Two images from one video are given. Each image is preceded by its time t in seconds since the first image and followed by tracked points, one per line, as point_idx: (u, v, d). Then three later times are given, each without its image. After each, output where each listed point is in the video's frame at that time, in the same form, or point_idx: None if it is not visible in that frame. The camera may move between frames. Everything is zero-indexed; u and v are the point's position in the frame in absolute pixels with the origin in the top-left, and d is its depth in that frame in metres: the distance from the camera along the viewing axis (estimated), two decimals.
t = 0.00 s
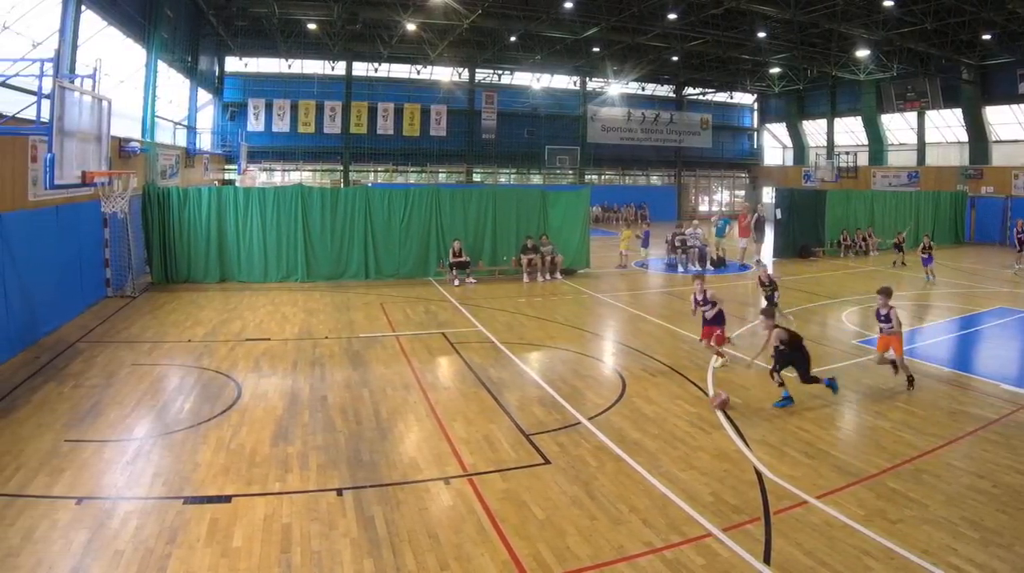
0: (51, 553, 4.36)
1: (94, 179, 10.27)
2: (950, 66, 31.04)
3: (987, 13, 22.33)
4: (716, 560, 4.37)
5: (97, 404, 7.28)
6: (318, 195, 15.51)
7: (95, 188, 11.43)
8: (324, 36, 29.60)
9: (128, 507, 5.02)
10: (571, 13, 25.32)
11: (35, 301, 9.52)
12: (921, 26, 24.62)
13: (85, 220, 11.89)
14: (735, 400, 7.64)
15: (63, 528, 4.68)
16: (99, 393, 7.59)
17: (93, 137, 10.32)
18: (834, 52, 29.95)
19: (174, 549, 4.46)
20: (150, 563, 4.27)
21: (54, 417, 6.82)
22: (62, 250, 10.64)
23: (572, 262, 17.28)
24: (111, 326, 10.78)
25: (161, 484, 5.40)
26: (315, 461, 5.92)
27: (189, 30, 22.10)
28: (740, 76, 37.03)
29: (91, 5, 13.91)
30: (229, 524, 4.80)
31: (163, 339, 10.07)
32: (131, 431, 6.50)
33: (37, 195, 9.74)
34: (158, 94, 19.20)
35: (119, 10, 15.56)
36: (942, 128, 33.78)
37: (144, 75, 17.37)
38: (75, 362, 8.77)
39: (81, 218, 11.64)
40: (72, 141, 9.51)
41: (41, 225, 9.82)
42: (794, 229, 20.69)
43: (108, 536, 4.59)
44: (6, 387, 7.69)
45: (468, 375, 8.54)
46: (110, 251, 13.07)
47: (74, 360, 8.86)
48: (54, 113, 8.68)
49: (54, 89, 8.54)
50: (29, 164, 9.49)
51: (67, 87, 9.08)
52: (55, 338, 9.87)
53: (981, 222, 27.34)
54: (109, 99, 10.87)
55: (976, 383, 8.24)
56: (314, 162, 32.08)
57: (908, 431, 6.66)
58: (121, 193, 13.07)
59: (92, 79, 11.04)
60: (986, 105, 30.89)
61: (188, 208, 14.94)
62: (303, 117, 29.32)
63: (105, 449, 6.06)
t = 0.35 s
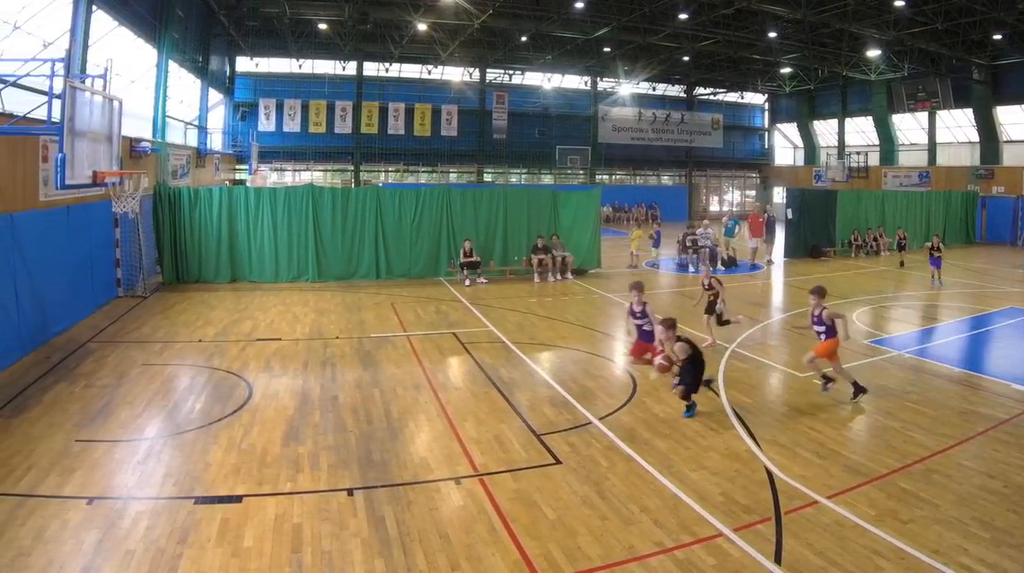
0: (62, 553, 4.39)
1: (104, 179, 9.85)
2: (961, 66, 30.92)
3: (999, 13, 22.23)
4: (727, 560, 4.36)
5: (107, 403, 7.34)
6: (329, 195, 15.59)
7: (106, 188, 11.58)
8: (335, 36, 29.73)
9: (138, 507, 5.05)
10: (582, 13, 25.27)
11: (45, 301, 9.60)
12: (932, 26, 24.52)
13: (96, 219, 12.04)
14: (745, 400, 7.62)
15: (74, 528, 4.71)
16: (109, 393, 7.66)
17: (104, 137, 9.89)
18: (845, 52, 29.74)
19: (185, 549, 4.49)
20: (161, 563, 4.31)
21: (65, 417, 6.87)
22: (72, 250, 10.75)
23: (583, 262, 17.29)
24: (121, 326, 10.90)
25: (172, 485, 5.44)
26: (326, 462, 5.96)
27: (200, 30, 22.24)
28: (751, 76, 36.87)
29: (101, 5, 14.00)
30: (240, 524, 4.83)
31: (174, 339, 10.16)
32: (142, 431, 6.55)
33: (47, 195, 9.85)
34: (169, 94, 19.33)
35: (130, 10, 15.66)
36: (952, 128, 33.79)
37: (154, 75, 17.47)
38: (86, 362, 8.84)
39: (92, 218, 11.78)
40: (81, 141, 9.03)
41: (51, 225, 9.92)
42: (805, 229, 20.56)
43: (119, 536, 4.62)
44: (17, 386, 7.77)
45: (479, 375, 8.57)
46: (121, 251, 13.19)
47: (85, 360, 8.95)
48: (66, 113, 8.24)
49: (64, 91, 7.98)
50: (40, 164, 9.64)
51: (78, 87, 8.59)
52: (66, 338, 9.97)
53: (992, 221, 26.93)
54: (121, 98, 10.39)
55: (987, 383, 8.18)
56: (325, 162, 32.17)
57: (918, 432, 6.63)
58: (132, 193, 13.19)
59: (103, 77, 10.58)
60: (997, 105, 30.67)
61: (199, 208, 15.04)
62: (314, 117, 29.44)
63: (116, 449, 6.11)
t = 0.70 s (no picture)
0: (73, 553, 4.44)
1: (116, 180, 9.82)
2: (973, 66, 30.84)
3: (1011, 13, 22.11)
4: (739, 560, 4.36)
5: (119, 404, 7.42)
6: (341, 195, 15.69)
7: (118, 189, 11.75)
8: (346, 37, 29.88)
9: (151, 506, 5.12)
10: (594, 13, 25.20)
11: (57, 301, 9.72)
12: (944, 26, 24.49)
13: (108, 220, 12.18)
14: (757, 399, 7.59)
15: (85, 528, 4.76)
16: (121, 393, 7.75)
17: (116, 137, 9.85)
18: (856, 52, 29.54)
19: (197, 549, 4.54)
20: (175, 563, 4.36)
21: (78, 417, 6.96)
22: (84, 250, 10.88)
23: (595, 262, 17.31)
24: (133, 327, 11.03)
25: (183, 485, 5.50)
26: (338, 462, 6.00)
27: (211, 30, 22.36)
28: (763, 75, 36.68)
29: (114, 5, 14.10)
30: (252, 524, 4.88)
31: (186, 339, 10.26)
32: (155, 431, 6.62)
33: (60, 194, 9.96)
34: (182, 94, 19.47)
35: (142, 11, 15.79)
36: (965, 128, 33.92)
37: (167, 74, 17.60)
38: (98, 362, 8.95)
39: (104, 218, 11.94)
40: (93, 141, 8.96)
41: (63, 225, 10.05)
42: (816, 230, 20.42)
43: (132, 536, 4.68)
44: (30, 386, 7.87)
45: (491, 375, 8.60)
46: (133, 251, 13.34)
47: (97, 360, 9.05)
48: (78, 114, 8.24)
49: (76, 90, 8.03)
50: (52, 163, 9.78)
51: (90, 87, 8.60)
52: (78, 338, 10.08)
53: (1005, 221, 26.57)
54: (132, 99, 10.32)
55: (1000, 383, 8.12)
56: (336, 163, 32.29)
57: (930, 432, 6.59)
58: (144, 193, 13.33)
59: (114, 78, 10.53)
60: (1009, 104, 30.51)
61: (211, 208, 15.15)
62: (325, 117, 29.55)
63: (129, 449, 6.18)
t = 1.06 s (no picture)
0: (84, 553, 4.48)
1: (127, 180, 9.72)
2: (985, 66, 30.70)
3: None
4: (750, 560, 4.36)
5: (130, 404, 7.49)
6: (352, 195, 15.75)
7: (129, 189, 11.87)
8: (358, 37, 30.01)
9: (162, 506, 5.16)
10: (605, 14, 25.21)
11: (68, 301, 9.83)
12: (955, 26, 24.37)
13: (119, 220, 12.30)
14: (768, 399, 7.58)
15: (96, 529, 4.80)
16: (133, 393, 7.82)
17: (126, 137, 9.78)
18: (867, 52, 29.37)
19: (208, 549, 4.58)
20: (185, 563, 4.40)
21: (89, 417, 7.03)
22: (95, 250, 10.98)
23: (606, 262, 17.36)
24: (144, 327, 11.15)
25: (194, 485, 5.55)
26: (349, 462, 6.05)
27: (223, 31, 22.49)
28: (774, 75, 36.50)
29: (125, 6, 14.18)
30: (263, 524, 4.92)
31: (197, 339, 10.35)
32: (166, 431, 6.69)
33: (70, 194, 10.07)
34: (193, 94, 19.59)
35: (154, 11, 15.87)
36: (976, 128, 33.98)
37: (178, 74, 17.70)
38: (109, 362, 9.04)
39: (115, 219, 12.06)
40: (105, 141, 8.89)
41: (73, 226, 10.15)
42: (827, 230, 20.29)
43: (143, 536, 4.72)
44: (42, 386, 7.95)
45: (503, 375, 8.63)
46: (144, 251, 13.46)
47: (109, 360, 9.14)
48: (88, 114, 8.13)
49: (87, 90, 7.96)
50: (63, 164, 9.88)
51: (102, 87, 8.53)
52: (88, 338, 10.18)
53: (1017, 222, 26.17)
54: (143, 99, 10.30)
55: (1011, 383, 8.09)
56: (347, 163, 32.44)
57: (942, 432, 6.58)
58: (155, 193, 13.42)
59: (126, 78, 10.50)
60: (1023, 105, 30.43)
61: (222, 208, 15.22)
62: (336, 117, 29.72)
63: (140, 449, 6.24)
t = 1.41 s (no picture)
0: (96, 553, 4.53)
1: (139, 180, 9.79)
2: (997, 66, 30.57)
3: None
4: (762, 560, 4.36)
5: (142, 403, 7.58)
6: (364, 195, 15.84)
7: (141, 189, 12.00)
8: (369, 37, 30.13)
9: (173, 506, 5.21)
10: (616, 13, 25.17)
11: (79, 300, 9.95)
12: (967, 26, 24.23)
13: (131, 220, 12.42)
14: (780, 400, 7.55)
15: (108, 529, 4.85)
16: (145, 393, 7.92)
17: (138, 137, 9.84)
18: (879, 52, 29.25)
19: (220, 549, 4.62)
20: (197, 563, 4.45)
21: (101, 417, 7.11)
22: (106, 250, 11.10)
23: (617, 262, 17.38)
24: (156, 327, 11.27)
25: (205, 485, 5.60)
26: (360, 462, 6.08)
27: (235, 30, 22.62)
28: (785, 75, 36.28)
29: (138, 6, 14.26)
30: (274, 524, 4.97)
31: (209, 339, 10.45)
32: (177, 431, 6.75)
33: (82, 194, 10.20)
34: (205, 94, 19.70)
35: (166, 11, 15.95)
36: (988, 128, 33.80)
37: (190, 74, 17.79)
38: (120, 362, 9.13)
39: (127, 219, 12.20)
40: (117, 141, 8.97)
41: (85, 227, 10.25)
42: (839, 230, 20.15)
43: (155, 536, 4.77)
44: (54, 386, 8.05)
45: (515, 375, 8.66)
46: (156, 251, 13.59)
47: (120, 360, 9.23)
48: (100, 113, 8.18)
49: (99, 90, 8.02)
50: (75, 163, 10.03)
51: (114, 87, 8.60)
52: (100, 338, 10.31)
53: None
54: (155, 98, 10.38)
55: None
56: (358, 163, 32.55)
57: (953, 432, 6.58)
58: (167, 193, 13.52)
59: (137, 78, 10.58)
60: None
61: (233, 208, 15.32)
62: (348, 117, 29.87)
63: (152, 449, 6.31)
